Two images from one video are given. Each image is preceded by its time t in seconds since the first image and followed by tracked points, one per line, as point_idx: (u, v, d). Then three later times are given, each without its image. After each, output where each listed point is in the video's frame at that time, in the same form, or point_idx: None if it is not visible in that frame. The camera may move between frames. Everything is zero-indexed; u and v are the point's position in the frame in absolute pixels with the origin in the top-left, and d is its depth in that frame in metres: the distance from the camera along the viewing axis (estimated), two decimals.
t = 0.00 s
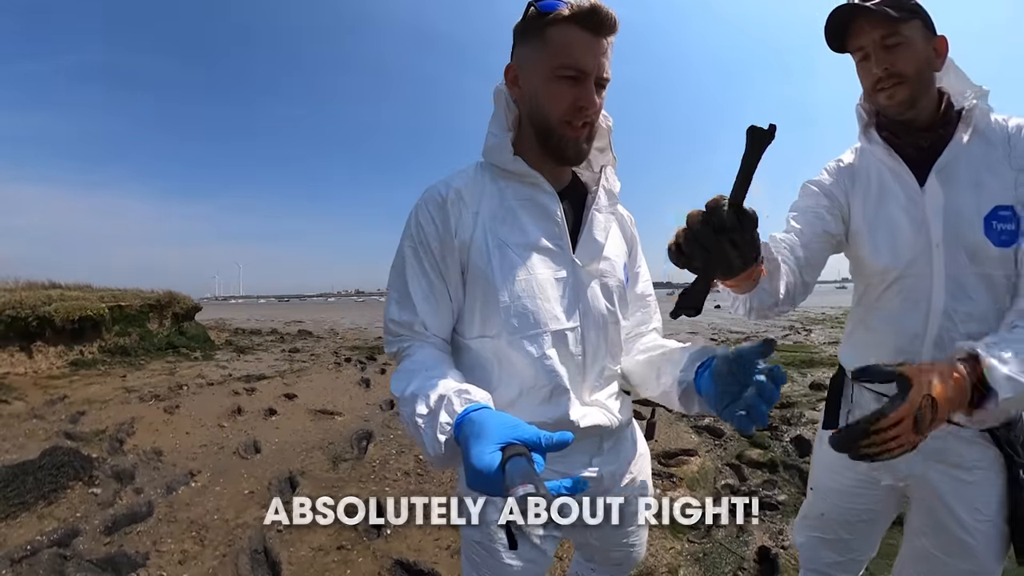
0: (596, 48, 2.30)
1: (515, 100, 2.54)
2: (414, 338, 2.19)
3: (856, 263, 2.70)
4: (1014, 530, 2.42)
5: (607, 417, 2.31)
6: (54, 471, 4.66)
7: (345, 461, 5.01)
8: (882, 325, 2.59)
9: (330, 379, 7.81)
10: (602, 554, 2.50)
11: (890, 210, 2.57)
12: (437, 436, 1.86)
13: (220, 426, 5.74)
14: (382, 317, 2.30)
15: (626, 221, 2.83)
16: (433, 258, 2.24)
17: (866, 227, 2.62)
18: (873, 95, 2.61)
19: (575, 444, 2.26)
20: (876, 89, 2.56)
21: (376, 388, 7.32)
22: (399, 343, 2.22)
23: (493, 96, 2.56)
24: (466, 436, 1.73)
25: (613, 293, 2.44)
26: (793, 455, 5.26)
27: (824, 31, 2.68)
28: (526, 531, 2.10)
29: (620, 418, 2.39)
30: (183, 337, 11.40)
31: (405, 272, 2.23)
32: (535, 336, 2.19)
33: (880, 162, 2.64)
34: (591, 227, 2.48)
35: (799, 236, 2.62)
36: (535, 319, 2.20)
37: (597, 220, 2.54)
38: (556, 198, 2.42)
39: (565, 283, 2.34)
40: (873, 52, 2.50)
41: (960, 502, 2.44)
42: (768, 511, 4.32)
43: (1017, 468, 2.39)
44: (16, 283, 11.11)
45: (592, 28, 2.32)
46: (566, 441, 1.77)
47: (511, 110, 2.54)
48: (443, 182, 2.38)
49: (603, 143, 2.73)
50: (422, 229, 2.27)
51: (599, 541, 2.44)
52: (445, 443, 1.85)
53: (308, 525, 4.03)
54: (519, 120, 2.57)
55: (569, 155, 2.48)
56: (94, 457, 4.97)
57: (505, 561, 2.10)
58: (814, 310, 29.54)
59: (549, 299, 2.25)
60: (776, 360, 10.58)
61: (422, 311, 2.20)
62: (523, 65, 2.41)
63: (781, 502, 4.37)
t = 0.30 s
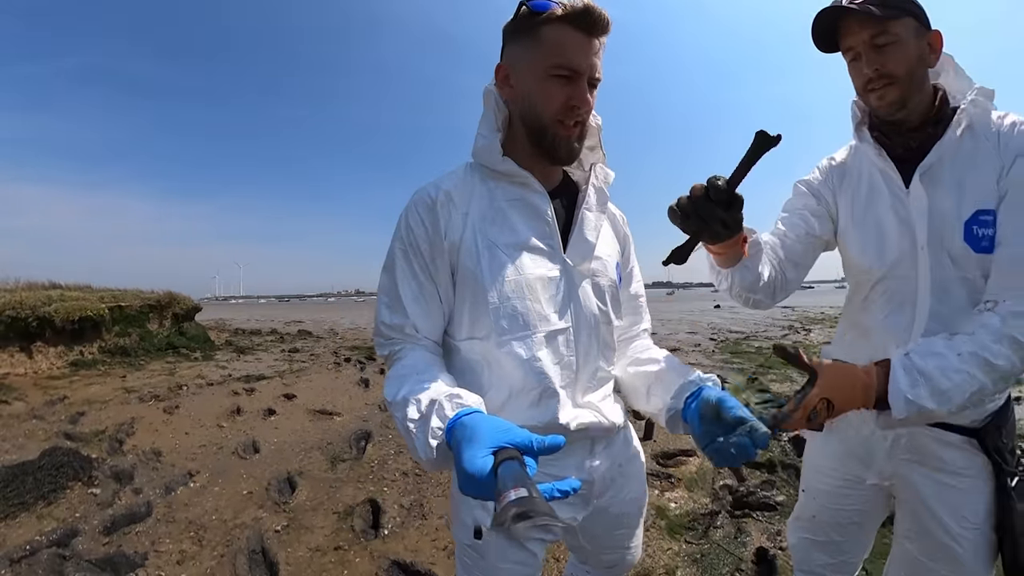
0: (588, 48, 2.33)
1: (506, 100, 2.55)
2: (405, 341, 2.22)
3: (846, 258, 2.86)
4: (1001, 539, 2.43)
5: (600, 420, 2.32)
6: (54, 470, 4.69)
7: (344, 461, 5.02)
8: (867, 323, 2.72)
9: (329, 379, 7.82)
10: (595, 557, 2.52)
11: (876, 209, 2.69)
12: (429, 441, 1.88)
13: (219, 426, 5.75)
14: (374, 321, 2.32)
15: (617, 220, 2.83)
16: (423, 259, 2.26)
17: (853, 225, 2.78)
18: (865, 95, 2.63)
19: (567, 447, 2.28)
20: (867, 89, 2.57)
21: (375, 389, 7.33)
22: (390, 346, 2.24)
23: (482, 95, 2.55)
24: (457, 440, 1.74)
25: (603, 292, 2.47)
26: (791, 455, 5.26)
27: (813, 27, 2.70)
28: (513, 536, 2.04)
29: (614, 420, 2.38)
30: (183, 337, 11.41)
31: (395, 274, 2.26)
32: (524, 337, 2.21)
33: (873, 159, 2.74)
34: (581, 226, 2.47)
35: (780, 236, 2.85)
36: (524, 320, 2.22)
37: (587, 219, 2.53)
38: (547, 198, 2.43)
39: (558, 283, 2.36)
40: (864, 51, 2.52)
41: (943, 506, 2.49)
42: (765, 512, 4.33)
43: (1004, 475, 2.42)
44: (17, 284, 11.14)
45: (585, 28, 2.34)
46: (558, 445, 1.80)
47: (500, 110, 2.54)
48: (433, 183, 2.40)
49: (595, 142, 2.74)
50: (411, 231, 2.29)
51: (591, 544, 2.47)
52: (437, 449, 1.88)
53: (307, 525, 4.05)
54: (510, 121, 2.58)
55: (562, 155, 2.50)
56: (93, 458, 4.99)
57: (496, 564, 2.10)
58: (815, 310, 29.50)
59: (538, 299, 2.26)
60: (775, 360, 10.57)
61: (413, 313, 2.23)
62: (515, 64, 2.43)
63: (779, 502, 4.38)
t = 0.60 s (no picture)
0: (586, 56, 2.37)
1: (497, 102, 2.55)
2: (394, 348, 2.26)
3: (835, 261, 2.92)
4: (987, 553, 2.41)
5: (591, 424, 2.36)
6: (52, 471, 4.73)
7: (342, 462, 5.03)
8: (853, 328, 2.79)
9: (328, 380, 7.83)
10: (589, 562, 2.57)
11: (865, 213, 2.75)
12: (418, 451, 1.89)
13: (218, 427, 5.76)
14: (363, 327, 2.36)
15: (606, 223, 2.87)
16: (410, 266, 2.30)
17: (843, 227, 2.84)
18: (856, 96, 2.63)
19: (558, 454, 2.29)
20: (858, 89, 2.57)
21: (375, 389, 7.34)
22: (380, 352, 2.28)
23: (471, 97, 2.57)
24: (447, 449, 1.75)
25: (592, 296, 2.50)
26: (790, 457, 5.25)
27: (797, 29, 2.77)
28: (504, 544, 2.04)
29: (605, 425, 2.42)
30: (182, 338, 11.43)
31: (383, 280, 2.29)
32: (513, 343, 2.23)
33: (865, 164, 2.81)
34: (570, 230, 2.50)
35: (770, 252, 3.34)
36: (513, 326, 2.24)
37: (576, 220, 2.55)
38: (535, 200, 2.45)
39: (549, 285, 2.37)
40: (857, 50, 2.52)
41: (928, 518, 2.50)
42: (763, 513, 4.34)
43: (989, 489, 2.39)
44: (17, 285, 11.17)
45: (583, 36, 2.38)
46: (549, 453, 1.78)
47: (489, 114, 2.56)
48: (420, 186, 2.43)
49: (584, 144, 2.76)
50: (398, 237, 2.33)
51: (584, 549, 2.52)
52: (425, 457, 1.89)
53: (304, 527, 4.06)
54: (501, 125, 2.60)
55: (552, 160, 2.54)
56: (92, 460, 5.01)
57: (487, 570, 2.11)
58: (817, 309, 29.44)
59: (527, 304, 2.28)
60: (775, 360, 10.56)
61: (401, 320, 2.26)
62: (511, 67, 2.44)
63: (777, 504, 4.38)
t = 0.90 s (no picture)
0: (581, 73, 2.40)
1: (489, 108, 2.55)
2: (379, 353, 2.26)
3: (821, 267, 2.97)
4: (966, 566, 2.40)
5: (577, 428, 2.37)
6: (50, 473, 4.75)
7: (339, 463, 5.03)
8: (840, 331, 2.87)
9: (327, 380, 7.84)
10: (580, 565, 2.58)
11: (848, 220, 2.80)
12: (403, 458, 1.89)
13: (215, 428, 5.78)
14: (346, 333, 2.36)
15: (593, 227, 2.89)
16: (396, 271, 2.31)
17: (828, 233, 2.89)
18: (838, 100, 2.67)
19: (546, 458, 2.30)
20: (838, 94, 2.62)
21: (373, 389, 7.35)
22: (364, 358, 2.28)
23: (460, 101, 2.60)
24: (433, 456, 1.75)
25: (577, 300, 2.51)
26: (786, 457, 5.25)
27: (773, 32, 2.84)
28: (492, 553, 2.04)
29: (592, 430, 2.42)
30: (182, 339, 11.46)
31: (367, 285, 2.29)
32: (498, 346, 2.24)
33: (849, 171, 2.85)
34: (555, 234, 2.52)
35: (771, 265, 3.42)
36: (498, 330, 2.25)
37: (561, 224, 2.57)
38: (519, 203, 2.45)
39: (534, 288, 2.38)
40: (835, 53, 2.56)
41: (907, 526, 2.51)
42: (759, 514, 4.34)
43: (968, 502, 2.40)
44: (15, 286, 11.17)
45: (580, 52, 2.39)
46: (535, 457, 1.77)
47: (475, 119, 2.59)
48: (405, 192, 2.45)
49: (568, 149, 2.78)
50: (383, 241, 2.34)
51: (575, 552, 2.54)
52: (410, 465, 1.89)
53: (300, 528, 4.07)
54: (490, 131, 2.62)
55: (539, 171, 2.57)
56: (90, 461, 5.03)
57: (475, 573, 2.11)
58: (817, 307, 29.41)
59: (511, 309, 2.29)
60: (774, 360, 10.55)
61: (386, 325, 2.27)
62: (506, 76, 2.43)
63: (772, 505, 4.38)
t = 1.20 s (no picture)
0: (579, 83, 2.43)
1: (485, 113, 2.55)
2: (369, 355, 2.27)
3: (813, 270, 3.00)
4: None
5: (566, 431, 2.38)
6: (48, 474, 4.76)
7: (336, 464, 5.03)
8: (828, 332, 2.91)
9: (325, 381, 7.85)
10: (575, 567, 2.59)
11: (836, 224, 2.82)
12: (392, 461, 1.90)
13: (213, 428, 5.79)
14: (338, 335, 2.36)
15: (586, 231, 2.90)
16: (387, 273, 2.31)
17: (819, 237, 2.92)
18: (825, 108, 2.69)
19: (537, 461, 2.31)
20: (824, 101, 2.65)
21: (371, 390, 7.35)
22: (355, 361, 2.28)
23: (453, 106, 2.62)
24: (422, 459, 1.76)
25: (568, 304, 2.51)
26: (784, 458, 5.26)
27: (758, 42, 2.91)
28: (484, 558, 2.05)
29: (581, 434, 2.44)
30: (180, 339, 11.46)
31: (358, 287, 2.30)
32: (486, 350, 2.25)
33: (839, 175, 2.87)
34: (545, 238, 2.52)
35: (766, 267, 3.41)
36: (486, 333, 2.26)
37: (551, 229, 2.57)
38: (511, 208, 2.46)
39: (524, 293, 2.39)
40: (818, 61, 2.59)
41: (894, 533, 2.52)
42: (756, 514, 4.35)
43: (955, 512, 2.38)
44: (13, 287, 11.17)
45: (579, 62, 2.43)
46: (524, 460, 1.78)
47: (468, 125, 2.60)
48: (397, 195, 2.45)
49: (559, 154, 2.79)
50: (375, 244, 2.34)
51: (569, 555, 2.55)
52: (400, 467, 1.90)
53: (297, 530, 4.08)
54: (486, 136, 2.64)
55: (534, 177, 2.60)
56: (87, 462, 5.04)
57: None
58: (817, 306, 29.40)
59: (500, 313, 2.30)
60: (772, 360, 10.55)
61: (376, 327, 2.28)
62: (504, 83, 2.44)
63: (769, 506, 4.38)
